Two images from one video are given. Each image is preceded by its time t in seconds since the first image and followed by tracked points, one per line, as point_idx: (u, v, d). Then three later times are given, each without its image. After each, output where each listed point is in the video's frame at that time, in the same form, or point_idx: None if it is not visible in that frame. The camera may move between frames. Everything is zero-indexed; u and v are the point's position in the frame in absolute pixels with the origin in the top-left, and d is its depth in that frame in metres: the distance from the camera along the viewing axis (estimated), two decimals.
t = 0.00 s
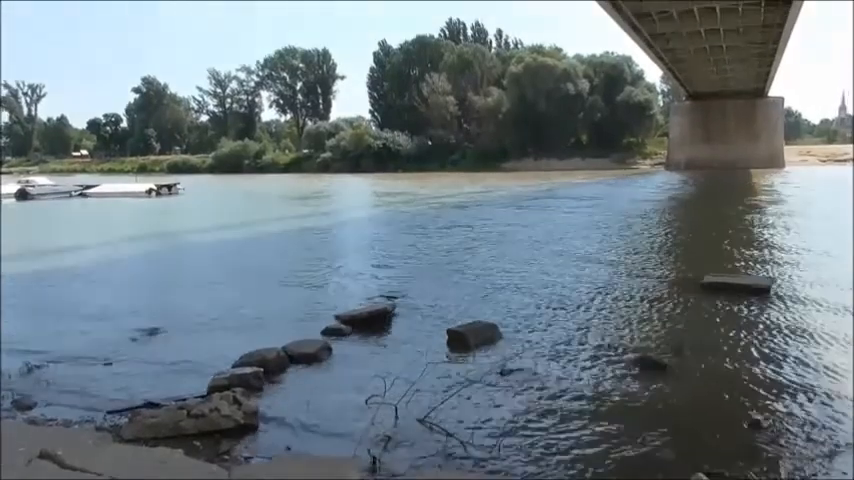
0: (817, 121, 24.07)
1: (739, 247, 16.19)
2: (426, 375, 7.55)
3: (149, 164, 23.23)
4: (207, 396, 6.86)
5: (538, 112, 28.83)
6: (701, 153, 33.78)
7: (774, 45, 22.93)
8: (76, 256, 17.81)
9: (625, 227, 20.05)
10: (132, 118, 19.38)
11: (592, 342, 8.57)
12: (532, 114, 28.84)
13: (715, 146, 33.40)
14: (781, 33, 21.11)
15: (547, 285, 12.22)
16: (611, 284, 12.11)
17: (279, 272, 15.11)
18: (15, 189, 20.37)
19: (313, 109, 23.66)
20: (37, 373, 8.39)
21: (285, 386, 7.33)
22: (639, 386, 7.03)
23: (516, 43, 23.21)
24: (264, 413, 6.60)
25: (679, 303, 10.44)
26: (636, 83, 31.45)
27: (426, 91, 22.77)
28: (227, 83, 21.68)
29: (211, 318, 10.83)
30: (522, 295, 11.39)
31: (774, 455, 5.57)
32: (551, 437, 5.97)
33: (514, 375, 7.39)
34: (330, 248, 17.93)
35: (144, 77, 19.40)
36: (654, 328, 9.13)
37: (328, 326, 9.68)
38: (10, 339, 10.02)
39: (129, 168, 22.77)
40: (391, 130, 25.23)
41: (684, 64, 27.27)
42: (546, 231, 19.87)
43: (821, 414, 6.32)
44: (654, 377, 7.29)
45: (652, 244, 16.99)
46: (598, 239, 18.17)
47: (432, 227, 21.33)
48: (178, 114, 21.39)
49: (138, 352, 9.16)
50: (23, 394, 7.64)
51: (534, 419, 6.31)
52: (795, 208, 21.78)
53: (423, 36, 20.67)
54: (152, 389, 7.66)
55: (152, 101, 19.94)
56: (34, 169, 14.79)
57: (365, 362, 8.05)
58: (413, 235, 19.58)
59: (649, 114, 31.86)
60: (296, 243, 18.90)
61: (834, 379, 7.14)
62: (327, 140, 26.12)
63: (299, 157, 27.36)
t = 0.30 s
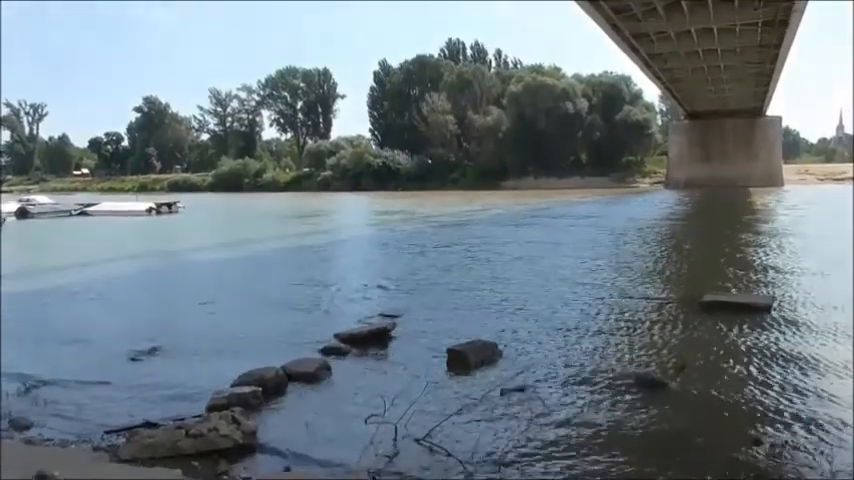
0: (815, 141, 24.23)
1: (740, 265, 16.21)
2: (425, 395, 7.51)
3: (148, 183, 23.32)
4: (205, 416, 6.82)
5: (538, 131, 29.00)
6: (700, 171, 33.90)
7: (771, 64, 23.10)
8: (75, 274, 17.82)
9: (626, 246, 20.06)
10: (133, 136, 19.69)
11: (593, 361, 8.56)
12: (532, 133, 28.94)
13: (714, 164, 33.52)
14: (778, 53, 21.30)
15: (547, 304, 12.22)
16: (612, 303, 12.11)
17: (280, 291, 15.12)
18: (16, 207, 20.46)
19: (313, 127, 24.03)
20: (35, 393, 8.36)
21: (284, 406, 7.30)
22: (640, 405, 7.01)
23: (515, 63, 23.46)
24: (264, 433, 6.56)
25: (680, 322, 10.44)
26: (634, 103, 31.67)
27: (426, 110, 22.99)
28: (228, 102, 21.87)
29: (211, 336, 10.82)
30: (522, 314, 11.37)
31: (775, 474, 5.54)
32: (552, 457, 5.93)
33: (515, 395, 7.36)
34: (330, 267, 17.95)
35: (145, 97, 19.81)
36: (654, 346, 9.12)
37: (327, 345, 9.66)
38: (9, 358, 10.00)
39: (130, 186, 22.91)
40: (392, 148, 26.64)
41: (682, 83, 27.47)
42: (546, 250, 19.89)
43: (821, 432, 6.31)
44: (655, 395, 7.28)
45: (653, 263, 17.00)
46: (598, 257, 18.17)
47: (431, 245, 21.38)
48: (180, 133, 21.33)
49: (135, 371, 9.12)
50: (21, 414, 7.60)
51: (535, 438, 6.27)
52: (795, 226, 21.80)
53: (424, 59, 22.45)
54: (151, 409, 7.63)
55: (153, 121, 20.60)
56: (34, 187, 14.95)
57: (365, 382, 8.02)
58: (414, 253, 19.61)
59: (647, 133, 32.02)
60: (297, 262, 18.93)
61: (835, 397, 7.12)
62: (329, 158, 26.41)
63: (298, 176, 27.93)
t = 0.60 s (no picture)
0: (813, 164, 24.36)
1: (739, 288, 16.15)
2: (425, 418, 7.46)
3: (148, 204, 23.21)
4: (203, 440, 6.77)
5: (537, 154, 29.11)
6: (699, 195, 33.95)
7: (769, 88, 23.26)
8: (74, 296, 17.79)
9: (625, 268, 20.05)
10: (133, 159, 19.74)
11: (593, 384, 8.51)
12: (531, 157, 29.26)
13: (713, 188, 33.57)
14: (775, 77, 21.44)
15: (547, 327, 12.18)
16: (612, 325, 12.06)
17: (279, 313, 15.07)
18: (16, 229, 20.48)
19: (313, 150, 24.10)
20: (32, 416, 8.31)
21: (282, 430, 7.24)
22: (640, 429, 6.96)
23: (514, 86, 23.59)
24: (261, 457, 6.51)
25: (681, 345, 10.39)
26: (633, 126, 31.57)
27: (426, 133, 23.33)
28: (228, 125, 21.96)
29: (209, 359, 10.77)
30: (522, 337, 11.32)
31: None
32: None
33: (515, 419, 7.30)
34: (330, 289, 17.93)
35: (146, 119, 19.87)
36: (655, 370, 9.07)
37: (326, 368, 9.61)
38: (7, 380, 9.97)
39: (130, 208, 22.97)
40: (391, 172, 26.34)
41: (679, 107, 27.64)
42: (546, 272, 19.89)
43: (822, 454, 6.28)
44: (655, 419, 7.22)
45: (653, 285, 16.97)
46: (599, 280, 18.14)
47: (431, 268, 21.37)
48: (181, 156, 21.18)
49: (132, 394, 9.06)
50: (16, 438, 7.55)
51: (535, 463, 6.21)
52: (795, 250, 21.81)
53: (423, 80, 21.22)
54: (148, 432, 7.57)
55: (154, 143, 20.45)
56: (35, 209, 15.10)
57: (364, 405, 7.96)
58: (414, 276, 19.61)
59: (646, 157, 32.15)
60: (296, 284, 18.90)
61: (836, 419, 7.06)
62: (329, 182, 27.41)
63: (298, 198, 28.24)
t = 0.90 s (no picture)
0: (812, 183, 24.43)
1: (741, 308, 16.09)
2: (424, 438, 7.42)
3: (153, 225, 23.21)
4: (200, 460, 6.72)
5: (535, 174, 29.13)
6: (698, 214, 33.87)
7: (766, 108, 23.39)
8: (72, 315, 17.70)
9: (626, 288, 20.01)
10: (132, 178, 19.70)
11: (594, 404, 8.46)
12: (531, 177, 29.20)
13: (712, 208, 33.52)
14: (772, 97, 21.57)
15: (547, 347, 12.13)
16: (613, 345, 12.02)
17: (278, 332, 15.02)
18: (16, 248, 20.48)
19: (314, 169, 24.16)
20: (29, 436, 8.25)
21: (281, 450, 7.19)
22: (639, 449, 6.91)
23: (513, 106, 23.67)
24: (260, 477, 6.46)
25: (681, 364, 10.36)
26: (631, 146, 31.65)
27: (425, 153, 23.41)
28: (228, 145, 22.04)
29: (208, 378, 10.72)
30: (522, 357, 11.27)
31: None
32: None
33: (515, 438, 7.26)
34: (329, 308, 17.88)
35: (146, 139, 19.86)
36: (655, 389, 9.03)
37: (325, 387, 9.57)
38: (4, 401, 9.89)
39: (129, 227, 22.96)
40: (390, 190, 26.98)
41: (678, 127, 27.78)
42: (545, 291, 19.86)
43: (823, 474, 6.22)
44: (656, 439, 7.18)
45: (654, 305, 16.93)
46: (599, 300, 18.12)
47: (430, 287, 21.33)
48: (181, 176, 20.93)
49: (130, 414, 9.01)
50: (13, 459, 7.48)
51: None
52: (795, 269, 21.81)
53: (422, 100, 21.39)
54: (145, 452, 7.51)
55: (154, 163, 20.35)
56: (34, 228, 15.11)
57: (363, 425, 7.92)
58: (414, 295, 19.58)
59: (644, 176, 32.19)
60: (295, 303, 18.86)
61: (836, 439, 7.01)
62: (329, 201, 26.95)
63: (298, 218, 27.88)
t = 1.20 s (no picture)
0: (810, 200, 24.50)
1: (741, 324, 16.06)
2: (424, 457, 7.36)
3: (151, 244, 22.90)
4: None
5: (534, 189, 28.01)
6: (699, 230, 33.64)
7: (764, 126, 23.52)
8: (70, 332, 17.65)
9: (626, 305, 19.99)
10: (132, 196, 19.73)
11: (595, 423, 8.41)
12: (530, 194, 28.98)
13: (711, 223, 33.52)
14: (770, 115, 21.71)
15: (547, 364, 12.08)
16: (614, 363, 11.98)
17: (277, 350, 14.97)
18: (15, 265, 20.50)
19: (314, 186, 24.02)
20: (25, 455, 8.20)
21: (280, 469, 7.13)
22: (640, 468, 6.85)
23: (512, 124, 23.72)
24: None
25: (681, 382, 10.31)
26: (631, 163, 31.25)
27: (425, 170, 23.39)
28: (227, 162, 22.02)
29: (206, 396, 10.66)
30: (521, 375, 11.22)
31: None
32: None
33: (516, 456, 7.21)
34: (328, 326, 17.84)
35: (147, 157, 19.95)
36: (656, 408, 8.98)
37: (324, 405, 9.52)
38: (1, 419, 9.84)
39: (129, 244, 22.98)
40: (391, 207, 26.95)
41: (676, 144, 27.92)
42: (545, 308, 19.84)
43: None
44: (658, 458, 7.11)
45: (654, 322, 16.90)
46: (598, 317, 18.08)
47: (429, 305, 21.30)
48: (181, 193, 21.59)
49: (128, 431, 8.94)
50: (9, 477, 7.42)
51: None
52: (795, 286, 21.80)
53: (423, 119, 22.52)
54: (143, 470, 7.45)
55: (155, 180, 20.37)
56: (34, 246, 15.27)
57: (362, 443, 7.87)
58: (413, 311, 19.57)
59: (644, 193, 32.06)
60: (293, 320, 18.81)
61: (839, 459, 6.95)
62: (328, 217, 27.65)
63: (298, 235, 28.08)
